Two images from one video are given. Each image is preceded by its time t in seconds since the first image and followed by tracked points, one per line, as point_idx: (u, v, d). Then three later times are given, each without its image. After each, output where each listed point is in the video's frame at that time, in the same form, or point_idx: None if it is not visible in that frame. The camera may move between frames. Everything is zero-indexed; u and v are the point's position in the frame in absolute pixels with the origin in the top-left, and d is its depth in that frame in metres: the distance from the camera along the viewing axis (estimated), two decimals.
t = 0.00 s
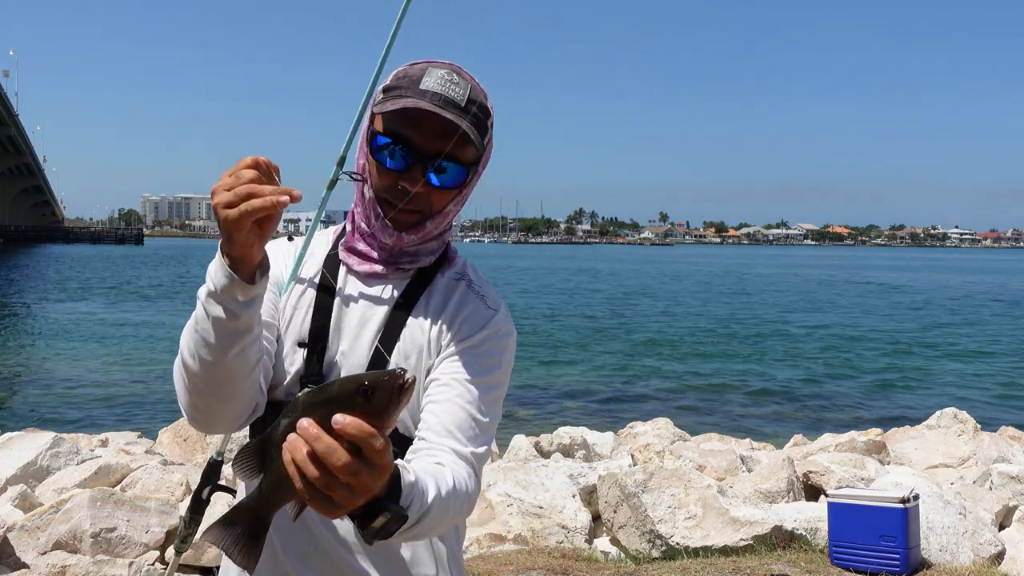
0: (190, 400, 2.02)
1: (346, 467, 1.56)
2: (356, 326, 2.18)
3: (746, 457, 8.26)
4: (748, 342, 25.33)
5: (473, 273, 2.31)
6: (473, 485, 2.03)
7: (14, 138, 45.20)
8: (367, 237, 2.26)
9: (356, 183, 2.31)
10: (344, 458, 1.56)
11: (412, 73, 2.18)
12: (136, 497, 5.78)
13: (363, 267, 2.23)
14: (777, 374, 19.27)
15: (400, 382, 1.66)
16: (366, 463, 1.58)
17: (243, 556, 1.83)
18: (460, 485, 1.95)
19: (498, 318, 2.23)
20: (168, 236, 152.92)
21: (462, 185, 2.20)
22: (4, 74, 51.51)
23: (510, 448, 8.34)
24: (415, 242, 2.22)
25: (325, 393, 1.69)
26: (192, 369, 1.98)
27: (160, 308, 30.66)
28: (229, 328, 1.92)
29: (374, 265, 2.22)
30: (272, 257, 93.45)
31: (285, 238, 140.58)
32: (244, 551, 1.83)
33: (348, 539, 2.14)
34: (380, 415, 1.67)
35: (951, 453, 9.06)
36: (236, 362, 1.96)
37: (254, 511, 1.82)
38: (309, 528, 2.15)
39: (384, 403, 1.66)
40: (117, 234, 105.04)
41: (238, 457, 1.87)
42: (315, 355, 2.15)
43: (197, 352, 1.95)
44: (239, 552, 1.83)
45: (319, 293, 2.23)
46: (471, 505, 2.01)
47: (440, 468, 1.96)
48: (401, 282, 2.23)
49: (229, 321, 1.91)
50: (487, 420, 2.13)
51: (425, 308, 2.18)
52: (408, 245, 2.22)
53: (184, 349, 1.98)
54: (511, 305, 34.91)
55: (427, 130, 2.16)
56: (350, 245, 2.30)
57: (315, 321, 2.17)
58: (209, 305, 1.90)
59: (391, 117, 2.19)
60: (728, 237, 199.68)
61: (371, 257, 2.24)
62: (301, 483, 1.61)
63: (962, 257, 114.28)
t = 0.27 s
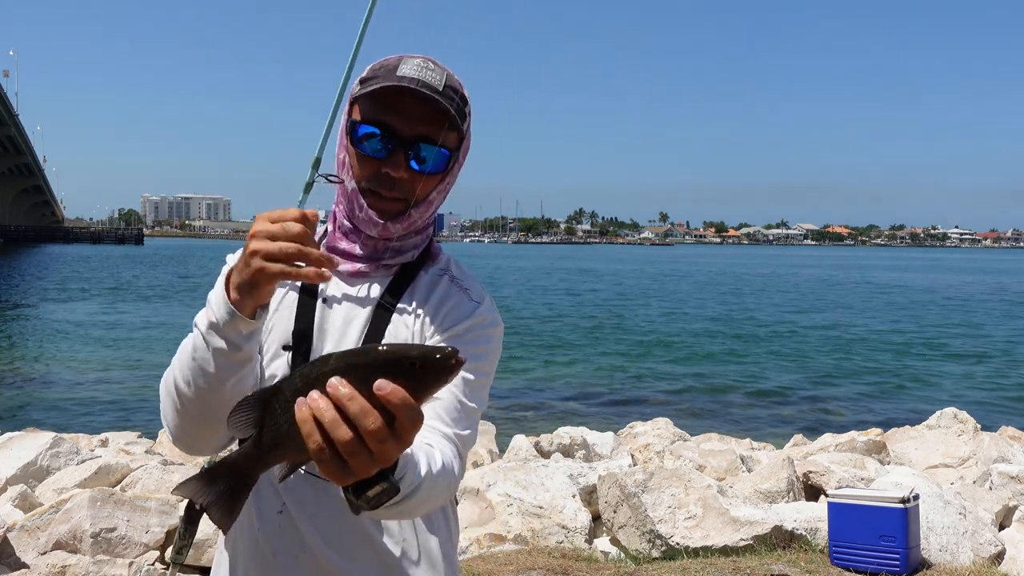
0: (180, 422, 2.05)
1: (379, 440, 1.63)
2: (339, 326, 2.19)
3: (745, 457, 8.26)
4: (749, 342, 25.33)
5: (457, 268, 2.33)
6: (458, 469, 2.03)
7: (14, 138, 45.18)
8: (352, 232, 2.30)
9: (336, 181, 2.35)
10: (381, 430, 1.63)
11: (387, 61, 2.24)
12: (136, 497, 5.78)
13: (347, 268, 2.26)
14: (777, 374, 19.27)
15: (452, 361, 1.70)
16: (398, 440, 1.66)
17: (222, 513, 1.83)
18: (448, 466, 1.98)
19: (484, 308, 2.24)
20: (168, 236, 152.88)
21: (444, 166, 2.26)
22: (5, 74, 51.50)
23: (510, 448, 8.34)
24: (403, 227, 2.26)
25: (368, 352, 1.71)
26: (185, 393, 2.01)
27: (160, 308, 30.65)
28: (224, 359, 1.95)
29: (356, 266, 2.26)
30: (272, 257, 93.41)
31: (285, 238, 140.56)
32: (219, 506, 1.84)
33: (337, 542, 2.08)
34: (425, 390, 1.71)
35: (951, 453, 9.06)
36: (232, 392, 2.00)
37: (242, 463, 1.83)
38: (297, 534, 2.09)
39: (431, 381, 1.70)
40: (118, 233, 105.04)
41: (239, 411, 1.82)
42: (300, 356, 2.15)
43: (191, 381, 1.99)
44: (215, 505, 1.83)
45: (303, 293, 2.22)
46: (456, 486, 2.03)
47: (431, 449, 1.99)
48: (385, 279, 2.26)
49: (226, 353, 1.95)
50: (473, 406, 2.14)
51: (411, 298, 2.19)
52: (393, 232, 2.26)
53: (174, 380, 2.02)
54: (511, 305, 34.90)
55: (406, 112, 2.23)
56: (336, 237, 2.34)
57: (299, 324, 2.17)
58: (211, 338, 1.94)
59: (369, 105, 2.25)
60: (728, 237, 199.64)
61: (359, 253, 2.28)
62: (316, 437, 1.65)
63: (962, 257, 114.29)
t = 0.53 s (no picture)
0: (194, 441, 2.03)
1: (402, 420, 1.65)
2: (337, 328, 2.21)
3: (746, 457, 8.26)
4: (749, 342, 25.34)
5: (451, 267, 2.34)
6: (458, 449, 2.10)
7: (14, 138, 45.17)
8: (343, 229, 2.27)
9: (329, 183, 2.34)
10: (404, 411, 1.64)
11: (373, 59, 2.27)
12: (136, 497, 5.78)
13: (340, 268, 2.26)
14: (777, 374, 19.27)
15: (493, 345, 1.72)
16: (419, 422, 1.68)
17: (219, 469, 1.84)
18: (448, 446, 2.04)
19: (480, 301, 2.29)
20: (168, 236, 152.86)
21: (436, 158, 2.25)
22: (5, 73, 51.42)
23: (509, 448, 8.34)
24: (397, 220, 2.24)
25: (404, 322, 1.71)
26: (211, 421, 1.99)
27: (160, 308, 30.65)
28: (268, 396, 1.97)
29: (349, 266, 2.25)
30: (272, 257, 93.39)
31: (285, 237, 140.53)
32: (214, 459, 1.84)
33: (343, 549, 2.07)
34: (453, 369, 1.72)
35: (951, 453, 9.07)
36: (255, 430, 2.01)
37: (248, 421, 1.84)
38: (299, 539, 2.07)
39: (462, 363, 1.72)
40: (118, 234, 105.03)
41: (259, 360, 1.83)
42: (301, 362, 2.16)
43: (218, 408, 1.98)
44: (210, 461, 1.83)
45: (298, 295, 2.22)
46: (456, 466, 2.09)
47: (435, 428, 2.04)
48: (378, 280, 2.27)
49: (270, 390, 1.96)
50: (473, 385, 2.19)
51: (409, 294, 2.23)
52: (389, 228, 2.24)
53: (201, 406, 2.00)
54: (512, 305, 34.90)
55: (396, 106, 2.24)
56: (325, 237, 2.30)
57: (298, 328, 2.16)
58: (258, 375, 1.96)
59: (357, 104, 2.27)
60: (728, 237, 199.57)
61: (349, 248, 2.27)
62: (331, 398, 1.66)
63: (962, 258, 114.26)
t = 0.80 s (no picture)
0: (203, 470, 2.02)
1: (463, 399, 1.68)
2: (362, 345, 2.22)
3: (746, 457, 8.26)
4: (748, 342, 25.34)
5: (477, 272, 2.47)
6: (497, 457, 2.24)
7: (14, 138, 45.16)
8: (370, 236, 2.33)
9: (351, 188, 2.39)
10: (471, 392, 1.68)
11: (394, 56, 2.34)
12: (135, 497, 5.79)
13: (364, 278, 2.29)
14: (777, 374, 19.28)
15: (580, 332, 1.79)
16: (482, 405, 1.72)
17: (250, 435, 1.82)
18: (488, 450, 2.17)
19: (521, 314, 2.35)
20: (168, 236, 152.79)
21: (464, 152, 2.34)
22: (5, 73, 51.41)
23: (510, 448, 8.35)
24: (430, 215, 2.32)
25: (489, 296, 1.77)
26: (222, 455, 1.98)
27: (160, 309, 30.64)
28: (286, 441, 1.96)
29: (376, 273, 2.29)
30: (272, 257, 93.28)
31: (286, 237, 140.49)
32: (250, 424, 1.82)
33: None
34: (530, 348, 1.77)
35: (951, 453, 9.07)
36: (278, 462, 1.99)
37: (288, 388, 1.82)
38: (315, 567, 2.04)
39: (547, 346, 1.77)
40: (117, 234, 105.03)
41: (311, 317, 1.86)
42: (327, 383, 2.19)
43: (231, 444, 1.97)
44: (246, 425, 1.82)
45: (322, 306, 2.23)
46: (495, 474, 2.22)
47: (476, 432, 2.19)
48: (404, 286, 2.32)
49: (288, 437, 1.95)
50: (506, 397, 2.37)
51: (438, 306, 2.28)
52: (418, 231, 2.31)
53: (213, 435, 1.98)
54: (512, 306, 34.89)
55: (419, 101, 2.33)
56: (356, 241, 2.35)
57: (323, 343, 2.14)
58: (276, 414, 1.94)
59: (380, 101, 2.34)
60: (728, 237, 199.44)
61: (378, 252, 2.31)
62: (390, 363, 1.69)
63: (961, 258, 114.24)
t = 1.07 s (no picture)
0: (227, 472, 2.27)
1: (520, 330, 1.66)
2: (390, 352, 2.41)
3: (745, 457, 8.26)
4: (748, 342, 25.29)
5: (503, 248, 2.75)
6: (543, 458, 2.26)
7: (13, 138, 45.03)
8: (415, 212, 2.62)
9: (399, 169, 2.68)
10: (529, 321, 1.65)
11: (442, 31, 2.53)
12: (135, 497, 5.80)
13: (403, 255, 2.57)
14: (777, 374, 19.25)
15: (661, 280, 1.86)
16: (540, 340, 1.70)
17: (267, 369, 1.91)
18: (531, 439, 2.16)
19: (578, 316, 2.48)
20: (167, 236, 152.51)
21: (507, 134, 2.56)
22: (6, 74, 51.06)
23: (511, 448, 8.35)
24: (472, 194, 2.56)
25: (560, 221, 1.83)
26: (244, 458, 2.20)
27: (159, 309, 30.58)
28: (309, 443, 2.11)
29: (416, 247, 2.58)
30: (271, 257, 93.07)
31: (285, 237, 140.19)
32: (269, 352, 1.92)
33: None
34: (604, 281, 1.84)
35: (951, 453, 9.06)
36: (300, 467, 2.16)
37: (319, 316, 1.93)
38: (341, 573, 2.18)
39: (622, 290, 1.85)
40: (117, 234, 104.79)
41: (350, 238, 2.03)
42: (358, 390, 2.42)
43: (251, 445, 2.17)
44: (262, 356, 1.91)
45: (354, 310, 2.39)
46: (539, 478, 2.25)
47: (520, 420, 2.19)
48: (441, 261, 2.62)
49: (310, 437, 2.09)
50: (556, 398, 2.41)
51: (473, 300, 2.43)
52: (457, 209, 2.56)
53: (236, 434, 2.21)
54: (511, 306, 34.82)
55: (462, 85, 2.55)
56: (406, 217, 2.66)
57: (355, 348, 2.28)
58: (298, 413, 2.08)
59: (427, 85, 2.57)
60: (728, 236, 199.06)
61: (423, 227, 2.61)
62: (438, 286, 1.67)
63: (962, 258, 113.94)
